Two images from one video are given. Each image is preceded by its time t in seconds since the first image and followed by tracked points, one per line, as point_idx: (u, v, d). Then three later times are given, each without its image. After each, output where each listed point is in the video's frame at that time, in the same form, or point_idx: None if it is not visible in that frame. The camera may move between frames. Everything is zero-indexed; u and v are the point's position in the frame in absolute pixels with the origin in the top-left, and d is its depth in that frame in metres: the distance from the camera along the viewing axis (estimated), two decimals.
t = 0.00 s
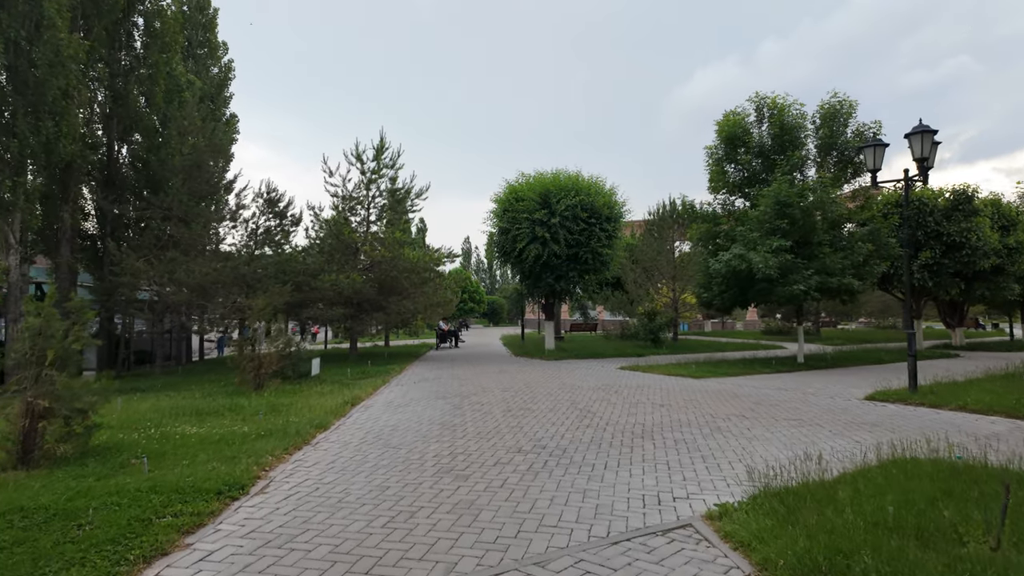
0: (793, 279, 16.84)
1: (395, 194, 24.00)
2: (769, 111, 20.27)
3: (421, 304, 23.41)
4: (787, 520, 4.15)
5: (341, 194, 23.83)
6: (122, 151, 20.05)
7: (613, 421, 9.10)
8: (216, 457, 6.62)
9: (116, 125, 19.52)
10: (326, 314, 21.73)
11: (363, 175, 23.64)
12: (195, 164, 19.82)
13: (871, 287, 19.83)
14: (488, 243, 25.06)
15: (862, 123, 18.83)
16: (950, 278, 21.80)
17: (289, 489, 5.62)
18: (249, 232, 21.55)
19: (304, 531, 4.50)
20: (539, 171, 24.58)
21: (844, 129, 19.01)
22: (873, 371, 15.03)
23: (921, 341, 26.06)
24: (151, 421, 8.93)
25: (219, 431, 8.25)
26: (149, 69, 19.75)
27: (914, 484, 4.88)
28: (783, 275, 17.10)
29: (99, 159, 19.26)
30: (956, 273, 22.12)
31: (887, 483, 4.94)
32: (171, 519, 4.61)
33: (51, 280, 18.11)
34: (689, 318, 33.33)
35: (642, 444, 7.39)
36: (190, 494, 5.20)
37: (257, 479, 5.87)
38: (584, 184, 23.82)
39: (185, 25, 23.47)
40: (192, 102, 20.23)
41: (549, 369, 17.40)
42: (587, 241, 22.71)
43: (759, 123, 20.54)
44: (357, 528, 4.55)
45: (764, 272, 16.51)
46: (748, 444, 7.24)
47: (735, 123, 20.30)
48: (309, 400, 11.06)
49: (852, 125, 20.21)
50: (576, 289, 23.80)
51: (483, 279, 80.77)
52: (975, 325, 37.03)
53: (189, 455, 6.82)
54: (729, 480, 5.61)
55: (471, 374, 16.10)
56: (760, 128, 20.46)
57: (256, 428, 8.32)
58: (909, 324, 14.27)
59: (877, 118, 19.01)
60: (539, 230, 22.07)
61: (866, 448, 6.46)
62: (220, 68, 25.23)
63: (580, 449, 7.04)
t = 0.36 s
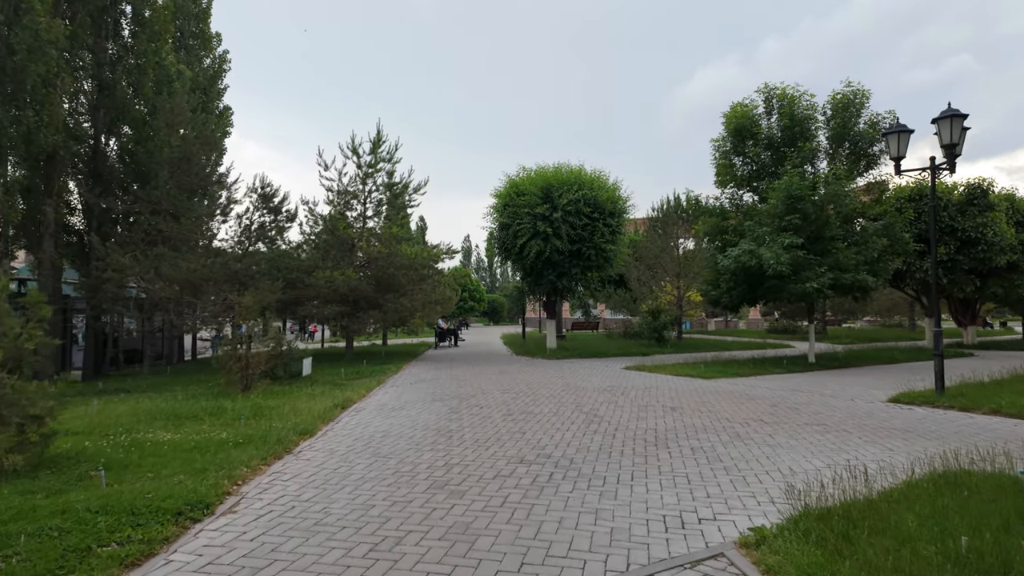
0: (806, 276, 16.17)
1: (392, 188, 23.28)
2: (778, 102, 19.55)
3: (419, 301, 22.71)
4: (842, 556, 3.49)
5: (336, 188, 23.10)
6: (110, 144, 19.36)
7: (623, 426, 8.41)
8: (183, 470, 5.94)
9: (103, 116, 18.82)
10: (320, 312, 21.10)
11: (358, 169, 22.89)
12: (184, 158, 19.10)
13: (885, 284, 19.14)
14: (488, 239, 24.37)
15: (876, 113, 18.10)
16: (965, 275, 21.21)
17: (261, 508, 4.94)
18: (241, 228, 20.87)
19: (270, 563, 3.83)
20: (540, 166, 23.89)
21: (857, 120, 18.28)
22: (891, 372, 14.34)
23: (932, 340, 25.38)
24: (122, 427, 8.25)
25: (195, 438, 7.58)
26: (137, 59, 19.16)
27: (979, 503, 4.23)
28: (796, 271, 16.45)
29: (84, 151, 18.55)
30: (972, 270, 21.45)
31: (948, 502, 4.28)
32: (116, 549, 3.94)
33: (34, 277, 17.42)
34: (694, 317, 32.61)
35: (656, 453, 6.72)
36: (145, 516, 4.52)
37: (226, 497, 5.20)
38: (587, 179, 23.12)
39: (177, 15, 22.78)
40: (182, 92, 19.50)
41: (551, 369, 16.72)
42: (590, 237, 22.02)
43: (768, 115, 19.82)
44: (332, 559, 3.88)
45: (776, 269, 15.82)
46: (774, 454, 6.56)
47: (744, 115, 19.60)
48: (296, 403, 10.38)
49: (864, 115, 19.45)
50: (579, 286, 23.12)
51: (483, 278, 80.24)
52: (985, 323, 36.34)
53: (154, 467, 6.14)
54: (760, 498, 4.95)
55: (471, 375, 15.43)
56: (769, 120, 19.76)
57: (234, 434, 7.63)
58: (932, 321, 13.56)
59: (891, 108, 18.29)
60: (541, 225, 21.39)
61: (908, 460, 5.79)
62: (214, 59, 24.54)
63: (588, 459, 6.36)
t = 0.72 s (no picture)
0: (819, 277, 15.53)
1: (389, 186, 22.62)
2: (788, 96, 18.89)
3: (417, 303, 22.07)
4: None
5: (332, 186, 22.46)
6: (98, 140, 18.75)
7: (633, 438, 7.75)
8: (144, 493, 5.29)
9: (90, 112, 18.21)
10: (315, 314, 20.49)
11: (354, 166, 22.24)
12: (173, 154, 18.40)
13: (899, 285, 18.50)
14: (488, 239, 23.73)
15: (889, 107, 17.45)
16: (980, 274, 20.33)
17: (224, 542, 4.28)
18: (234, 227, 20.22)
19: None
20: (542, 163, 23.24)
21: (870, 115, 17.63)
22: (910, 378, 13.70)
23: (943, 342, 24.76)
24: (91, 440, 7.58)
25: (167, 453, 6.94)
26: (126, 53, 18.57)
27: None
28: (808, 271, 15.82)
29: (71, 148, 17.90)
30: (987, 270, 20.78)
31: None
32: None
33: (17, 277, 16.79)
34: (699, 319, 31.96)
35: (672, 471, 6.08)
36: (84, 555, 3.88)
37: (187, 527, 4.55)
38: (590, 176, 22.48)
39: (169, 9, 22.14)
40: (172, 86, 18.87)
41: (553, 373, 16.08)
42: (593, 236, 21.39)
43: (777, 110, 19.18)
44: None
45: (788, 268, 15.20)
46: (805, 475, 5.90)
47: (753, 110, 18.94)
48: (283, 412, 9.74)
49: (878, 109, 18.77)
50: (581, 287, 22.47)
51: (484, 279, 79.60)
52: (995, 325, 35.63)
53: (114, 489, 5.49)
54: (799, 530, 4.31)
55: (471, 379, 14.79)
56: (779, 115, 19.11)
57: (209, 449, 6.98)
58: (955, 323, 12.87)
59: (906, 102, 17.64)
60: (542, 224, 20.75)
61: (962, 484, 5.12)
62: (207, 54, 23.90)
63: (599, 479, 5.71)
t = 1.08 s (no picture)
0: (836, 275, 14.89)
1: (389, 182, 21.98)
2: (802, 89, 18.23)
3: (417, 302, 21.43)
4: None
5: (330, 182, 21.81)
6: (88, 134, 18.14)
7: (649, 450, 7.10)
8: (100, 519, 4.67)
9: (79, 105, 17.60)
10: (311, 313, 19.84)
11: (353, 161, 21.60)
12: (164, 148, 17.72)
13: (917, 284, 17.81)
14: (491, 236, 23.10)
15: (908, 99, 16.78)
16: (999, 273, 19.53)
17: None
18: (229, 224, 19.61)
19: None
20: (545, 158, 22.59)
21: (888, 107, 16.96)
22: (934, 382, 13.05)
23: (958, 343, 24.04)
24: (56, 452, 6.94)
25: (137, 466, 6.30)
26: (116, 44, 17.93)
27: None
28: (826, 268, 15.14)
29: (59, 141, 17.29)
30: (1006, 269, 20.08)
31: None
32: None
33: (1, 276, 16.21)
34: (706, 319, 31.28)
35: (697, 491, 5.42)
36: None
37: (141, 564, 3.92)
38: (596, 172, 21.82)
39: None
40: (164, 77, 18.20)
41: (558, 375, 15.43)
42: (598, 233, 20.75)
43: (790, 103, 18.53)
44: None
45: (805, 265, 14.56)
46: (847, 497, 5.24)
47: (765, 102, 18.28)
48: (271, 419, 9.10)
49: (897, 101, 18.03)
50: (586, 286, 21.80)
51: (486, 279, 79.30)
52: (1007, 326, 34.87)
53: (67, 513, 4.85)
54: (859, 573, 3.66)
55: (473, 382, 14.16)
56: (792, 108, 18.45)
57: (184, 463, 6.34)
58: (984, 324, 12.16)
59: (925, 94, 16.96)
60: (546, 221, 20.11)
61: None
62: (204, 47, 23.22)
63: (615, 502, 5.07)
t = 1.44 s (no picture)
0: (852, 271, 14.22)
1: (386, 177, 21.32)
2: (814, 79, 17.56)
3: (414, 301, 20.76)
4: None
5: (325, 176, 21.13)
6: (73, 126, 17.40)
7: (663, 462, 6.42)
8: (31, 549, 4.00)
9: (62, 96, 16.90)
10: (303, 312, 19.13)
11: (349, 155, 20.94)
12: (150, 140, 17.03)
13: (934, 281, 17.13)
14: (490, 233, 22.44)
15: (925, 89, 16.11)
16: (1018, 270, 18.82)
17: None
18: (220, 220, 18.93)
19: None
20: (547, 152, 21.92)
21: (904, 97, 16.29)
22: (957, 384, 12.36)
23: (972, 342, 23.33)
24: (7, 465, 6.26)
25: (92, 482, 5.62)
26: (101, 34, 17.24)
27: None
28: (841, 265, 14.47)
29: (41, 134, 16.58)
30: None
31: None
32: None
33: None
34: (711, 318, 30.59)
35: (723, 512, 4.76)
36: None
37: None
38: (599, 166, 21.14)
39: None
40: (151, 67, 17.49)
41: (560, 377, 14.75)
42: (601, 229, 20.08)
43: (801, 94, 17.86)
44: None
45: (822, 259, 13.90)
46: (895, 521, 4.57)
47: (775, 93, 17.61)
48: (251, 426, 8.44)
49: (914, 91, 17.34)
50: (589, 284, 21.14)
51: (486, 278, 78.70)
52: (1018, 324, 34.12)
53: None
54: None
55: (471, 384, 13.50)
56: (803, 99, 17.77)
57: (145, 478, 5.66)
58: None
59: (943, 84, 16.29)
60: (547, 217, 19.45)
61: None
62: (195, 39, 22.50)
63: (629, 526, 4.40)
